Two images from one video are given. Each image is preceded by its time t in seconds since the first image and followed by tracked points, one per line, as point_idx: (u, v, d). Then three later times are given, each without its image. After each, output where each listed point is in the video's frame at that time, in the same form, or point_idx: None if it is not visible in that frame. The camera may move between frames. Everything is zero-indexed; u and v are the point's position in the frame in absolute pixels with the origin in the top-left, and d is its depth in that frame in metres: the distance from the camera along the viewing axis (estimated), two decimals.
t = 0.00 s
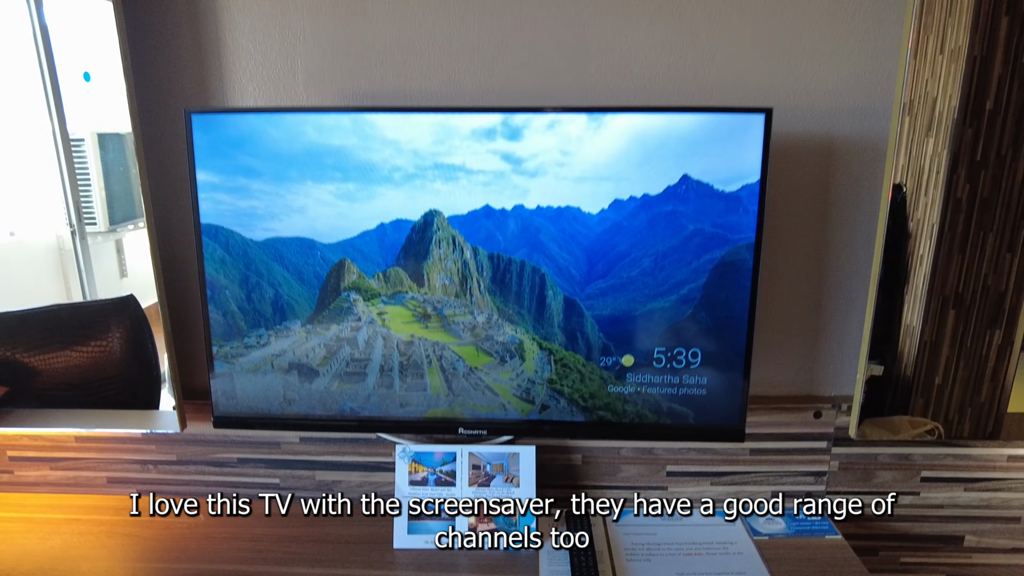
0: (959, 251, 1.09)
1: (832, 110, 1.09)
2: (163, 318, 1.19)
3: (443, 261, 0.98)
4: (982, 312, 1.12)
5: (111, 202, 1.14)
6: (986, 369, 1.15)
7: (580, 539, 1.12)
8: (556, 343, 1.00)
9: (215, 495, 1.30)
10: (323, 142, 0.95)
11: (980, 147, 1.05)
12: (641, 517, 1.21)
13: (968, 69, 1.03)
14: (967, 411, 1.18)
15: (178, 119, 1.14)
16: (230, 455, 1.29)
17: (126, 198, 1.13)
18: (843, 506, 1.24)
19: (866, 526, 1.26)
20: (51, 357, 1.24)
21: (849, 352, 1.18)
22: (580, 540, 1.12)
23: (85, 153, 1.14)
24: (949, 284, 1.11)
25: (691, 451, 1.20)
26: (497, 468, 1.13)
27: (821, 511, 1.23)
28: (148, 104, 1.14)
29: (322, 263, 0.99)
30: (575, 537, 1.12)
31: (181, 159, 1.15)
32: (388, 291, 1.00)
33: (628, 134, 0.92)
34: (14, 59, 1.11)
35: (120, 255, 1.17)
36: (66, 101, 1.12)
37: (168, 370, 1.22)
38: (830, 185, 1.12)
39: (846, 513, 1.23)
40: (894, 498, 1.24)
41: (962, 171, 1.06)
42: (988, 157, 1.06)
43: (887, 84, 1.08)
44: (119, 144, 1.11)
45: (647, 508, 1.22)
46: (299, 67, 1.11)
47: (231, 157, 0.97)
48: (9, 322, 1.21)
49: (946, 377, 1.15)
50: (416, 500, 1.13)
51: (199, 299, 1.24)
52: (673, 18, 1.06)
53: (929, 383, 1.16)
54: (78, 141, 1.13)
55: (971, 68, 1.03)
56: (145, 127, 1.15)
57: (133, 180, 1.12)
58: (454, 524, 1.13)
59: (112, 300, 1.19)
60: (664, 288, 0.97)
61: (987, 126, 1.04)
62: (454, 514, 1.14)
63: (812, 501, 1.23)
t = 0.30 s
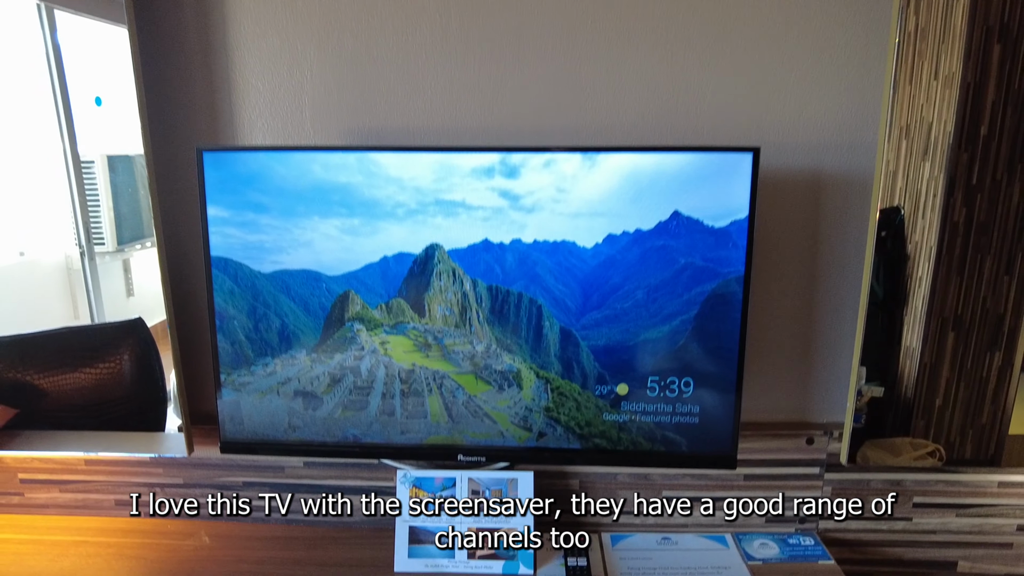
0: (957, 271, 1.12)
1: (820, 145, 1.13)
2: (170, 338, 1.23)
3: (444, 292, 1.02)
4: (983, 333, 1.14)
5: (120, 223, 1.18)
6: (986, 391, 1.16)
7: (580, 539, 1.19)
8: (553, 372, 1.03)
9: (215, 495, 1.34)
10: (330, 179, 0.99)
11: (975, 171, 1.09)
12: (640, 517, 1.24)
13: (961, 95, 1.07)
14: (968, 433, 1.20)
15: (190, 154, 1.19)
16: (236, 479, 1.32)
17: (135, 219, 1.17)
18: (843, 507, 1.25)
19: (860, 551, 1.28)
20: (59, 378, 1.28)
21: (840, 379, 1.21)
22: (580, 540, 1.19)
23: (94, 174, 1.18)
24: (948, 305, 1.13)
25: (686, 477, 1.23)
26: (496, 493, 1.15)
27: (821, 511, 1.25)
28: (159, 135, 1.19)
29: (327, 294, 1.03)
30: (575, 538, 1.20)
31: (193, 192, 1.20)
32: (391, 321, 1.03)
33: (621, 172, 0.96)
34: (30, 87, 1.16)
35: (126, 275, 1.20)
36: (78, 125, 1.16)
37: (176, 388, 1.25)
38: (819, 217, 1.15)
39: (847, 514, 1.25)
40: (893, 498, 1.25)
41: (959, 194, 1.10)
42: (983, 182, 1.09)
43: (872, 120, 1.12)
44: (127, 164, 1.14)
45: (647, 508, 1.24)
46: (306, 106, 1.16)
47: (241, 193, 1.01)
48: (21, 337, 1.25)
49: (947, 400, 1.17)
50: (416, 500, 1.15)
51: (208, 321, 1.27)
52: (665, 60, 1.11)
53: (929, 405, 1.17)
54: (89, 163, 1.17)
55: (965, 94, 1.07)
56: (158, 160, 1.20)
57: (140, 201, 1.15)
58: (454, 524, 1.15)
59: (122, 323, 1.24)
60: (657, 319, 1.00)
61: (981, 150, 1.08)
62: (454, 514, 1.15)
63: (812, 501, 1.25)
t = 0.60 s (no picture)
0: (958, 296, 1.16)
1: (814, 178, 1.15)
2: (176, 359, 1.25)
3: (444, 322, 1.04)
4: (984, 359, 1.18)
5: (126, 245, 1.22)
6: (990, 415, 1.20)
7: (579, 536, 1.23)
8: (552, 401, 1.04)
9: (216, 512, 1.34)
10: (334, 212, 1.02)
11: (973, 198, 1.12)
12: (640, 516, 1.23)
13: (958, 123, 1.11)
14: (973, 458, 1.22)
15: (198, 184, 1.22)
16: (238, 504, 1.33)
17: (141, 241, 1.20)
18: (843, 506, 1.24)
19: None
20: (64, 402, 1.32)
21: (838, 408, 1.22)
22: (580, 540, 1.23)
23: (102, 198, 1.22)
24: (950, 329, 1.17)
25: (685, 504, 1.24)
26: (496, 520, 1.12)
27: (820, 511, 1.24)
28: (168, 165, 1.22)
29: (330, 323, 1.05)
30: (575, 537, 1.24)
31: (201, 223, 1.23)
32: (393, 350, 1.05)
33: (618, 206, 0.99)
34: (43, 114, 1.20)
35: (131, 295, 1.23)
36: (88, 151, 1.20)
37: (180, 410, 1.27)
38: (815, 248, 1.17)
39: (846, 514, 1.24)
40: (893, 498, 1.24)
41: (959, 220, 1.13)
42: (982, 208, 1.13)
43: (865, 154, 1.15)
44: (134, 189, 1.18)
45: (647, 508, 1.23)
46: (312, 139, 1.19)
47: (248, 225, 1.03)
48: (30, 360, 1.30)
49: (951, 423, 1.20)
50: (416, 500, 1.11)
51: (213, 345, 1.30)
52: (661, 95, 1.14)
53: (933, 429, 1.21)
54: (97, 187, 1.21)
55: (962, 122, 1.11)
56: (166, 190, 1.23)
57: (147, 224, 1.19)
58: (454, 525, 1.11)
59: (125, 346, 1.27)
60: (654, 349, 1.02)
61: (979, 176, 1.12)
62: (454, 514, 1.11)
63: (812, 501, 1.24)
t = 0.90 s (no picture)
0: (961, 321, 1.18)
1: (811, 211, 1.17)
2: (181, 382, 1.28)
3: (446, 353, 1.05)
4: (989, 382, 1.19)
5: (133, 268, 1.26)
6: (996, 441, 1.21)
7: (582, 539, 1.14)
8: (552, 432, 1.05)
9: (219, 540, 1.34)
10: (339, 246, 1.04)
11: (973, 223, 1.16)
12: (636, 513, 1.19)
13: (956, 150, 1.15)
14: (981, 484, 1.23)
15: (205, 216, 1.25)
16: (241, 532, 1.33)
17: (147, 263, 1.24)
18: (843, 506, 1.21)
19: None
20: (69, 426, 1.34)
21: (838, 438, 1.23)
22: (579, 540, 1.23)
23: (111, 222, 1.25)
24: (954, 354, 1.19)
25: (686, 535, 1.24)
26: (497, 552, 1.12)
27: (821, 511, 1.22)
28: (176, 197, 1.25)
29: (334, 354, 1.07)
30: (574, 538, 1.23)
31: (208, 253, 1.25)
32: (395, 380, 1.07)
33: (617, 240, 1.00)
34: (54, 139, 1.23)
35: (137, 316, 1.26)
36: (98, 176, 1.23)
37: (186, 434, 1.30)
38: (812, 279, 1.19)
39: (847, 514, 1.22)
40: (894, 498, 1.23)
41: (959, 246, 1.16)
42: (982, 233, 1.16)
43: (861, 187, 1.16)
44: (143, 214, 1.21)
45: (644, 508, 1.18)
46: (318, 173, 1.22)
47: (255, 258, 1.06)
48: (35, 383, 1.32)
49: (957, 449, 1.22)
50: (416, 500, 1.10)
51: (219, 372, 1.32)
52: (659, 130, 1.16)
53: (938, 454, 1.23)
54: (106, 211, 1.24)
55: (959, 149, 1.15)
56: (175, 221, 1.25)
57: (154, 247, 1.23)
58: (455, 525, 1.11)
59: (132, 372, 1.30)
60: (653, 381, 1.03)
61: (978, 202, 1.15)
62: (454, 514, 1.10)
63: (812, 501, 1.22)
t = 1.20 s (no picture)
0: (970, 347, 1.17)
1: (817, 240, 1.18)
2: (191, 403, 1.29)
3: (455, 382, 1.06)
4: (1000, 409, 1.18)
5: (141, 292, 1.29)
6: (1009, 469, 1.19)
7: (580, 539, 1.07)
8: (561, 462, 1.05)
9: (224, 569, 1.33)
10: (350, 275, 1.06)
11: (980, 247, 1.15)
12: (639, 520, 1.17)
13: (961, 174, 1.14)
14: (994, 513, 1.21)
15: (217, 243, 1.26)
16: (248, 561, 1.32)
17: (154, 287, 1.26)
18: (843, 506, 1.21)
19: None
20: (77, 450, 1.39)
21: (847, 467, 1.23)
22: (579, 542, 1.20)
23: (121, 244, 1.29)
24: (964, 380, 1.18)
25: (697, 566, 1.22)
26: None
27: (821, 511, 1.22)
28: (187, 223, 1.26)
29: (343, 383, 1.08)
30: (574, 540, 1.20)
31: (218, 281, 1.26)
32: (404, 410, 1.07)
33: (624, 270, 1.01)
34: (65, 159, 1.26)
35: (143, 339, 1.29)
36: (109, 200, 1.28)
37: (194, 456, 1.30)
38: (819, 308, 1.19)
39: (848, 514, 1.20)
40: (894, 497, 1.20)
41: (967, 270, 1.15)
42: (989, 257, 1.15)
43: (866, 217, 1.17)
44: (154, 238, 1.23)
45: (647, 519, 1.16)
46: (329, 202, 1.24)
47: (266, 287, 1.07)
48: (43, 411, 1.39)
49: (969, 477, 1.20)
50: (416, 500, 1.09)
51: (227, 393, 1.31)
52: (666, 160, 1.18)
53: (951, 482, 1.21)
54: (116, 235, 1.29)
55: (965, 172, 1.14)
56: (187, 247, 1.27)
57: (162, 270, 1.24)
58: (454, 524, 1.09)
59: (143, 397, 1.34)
60: (662, 411, 1.03)
61: (985, 228, 1.14)
62: (453, 514, 1.09)
63: (812, 501, 1.23)
